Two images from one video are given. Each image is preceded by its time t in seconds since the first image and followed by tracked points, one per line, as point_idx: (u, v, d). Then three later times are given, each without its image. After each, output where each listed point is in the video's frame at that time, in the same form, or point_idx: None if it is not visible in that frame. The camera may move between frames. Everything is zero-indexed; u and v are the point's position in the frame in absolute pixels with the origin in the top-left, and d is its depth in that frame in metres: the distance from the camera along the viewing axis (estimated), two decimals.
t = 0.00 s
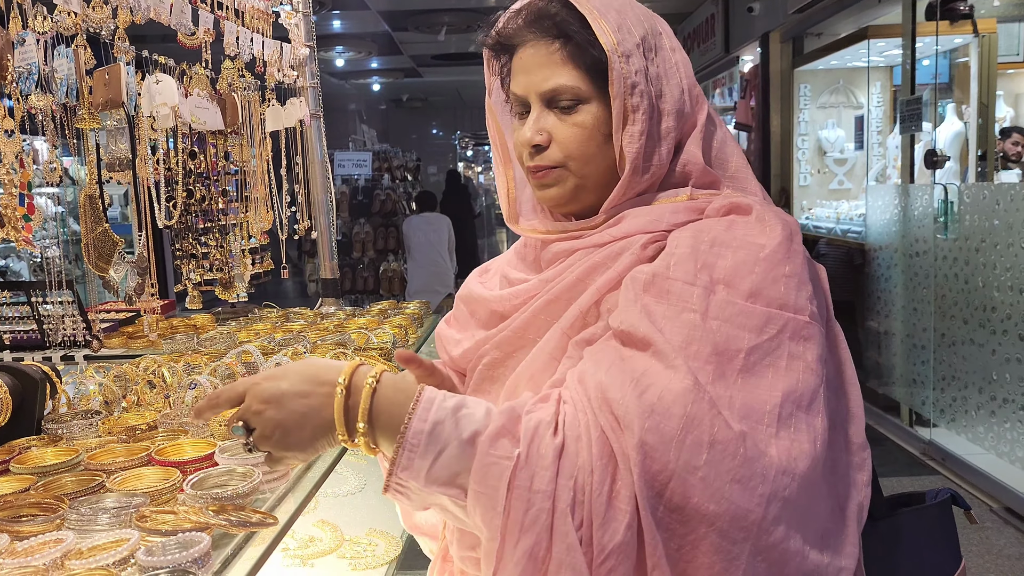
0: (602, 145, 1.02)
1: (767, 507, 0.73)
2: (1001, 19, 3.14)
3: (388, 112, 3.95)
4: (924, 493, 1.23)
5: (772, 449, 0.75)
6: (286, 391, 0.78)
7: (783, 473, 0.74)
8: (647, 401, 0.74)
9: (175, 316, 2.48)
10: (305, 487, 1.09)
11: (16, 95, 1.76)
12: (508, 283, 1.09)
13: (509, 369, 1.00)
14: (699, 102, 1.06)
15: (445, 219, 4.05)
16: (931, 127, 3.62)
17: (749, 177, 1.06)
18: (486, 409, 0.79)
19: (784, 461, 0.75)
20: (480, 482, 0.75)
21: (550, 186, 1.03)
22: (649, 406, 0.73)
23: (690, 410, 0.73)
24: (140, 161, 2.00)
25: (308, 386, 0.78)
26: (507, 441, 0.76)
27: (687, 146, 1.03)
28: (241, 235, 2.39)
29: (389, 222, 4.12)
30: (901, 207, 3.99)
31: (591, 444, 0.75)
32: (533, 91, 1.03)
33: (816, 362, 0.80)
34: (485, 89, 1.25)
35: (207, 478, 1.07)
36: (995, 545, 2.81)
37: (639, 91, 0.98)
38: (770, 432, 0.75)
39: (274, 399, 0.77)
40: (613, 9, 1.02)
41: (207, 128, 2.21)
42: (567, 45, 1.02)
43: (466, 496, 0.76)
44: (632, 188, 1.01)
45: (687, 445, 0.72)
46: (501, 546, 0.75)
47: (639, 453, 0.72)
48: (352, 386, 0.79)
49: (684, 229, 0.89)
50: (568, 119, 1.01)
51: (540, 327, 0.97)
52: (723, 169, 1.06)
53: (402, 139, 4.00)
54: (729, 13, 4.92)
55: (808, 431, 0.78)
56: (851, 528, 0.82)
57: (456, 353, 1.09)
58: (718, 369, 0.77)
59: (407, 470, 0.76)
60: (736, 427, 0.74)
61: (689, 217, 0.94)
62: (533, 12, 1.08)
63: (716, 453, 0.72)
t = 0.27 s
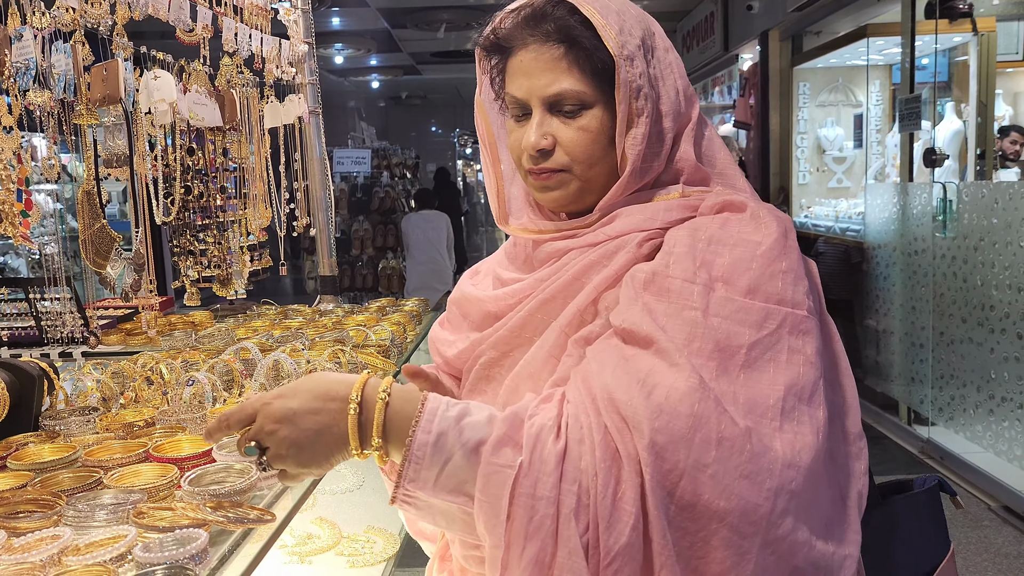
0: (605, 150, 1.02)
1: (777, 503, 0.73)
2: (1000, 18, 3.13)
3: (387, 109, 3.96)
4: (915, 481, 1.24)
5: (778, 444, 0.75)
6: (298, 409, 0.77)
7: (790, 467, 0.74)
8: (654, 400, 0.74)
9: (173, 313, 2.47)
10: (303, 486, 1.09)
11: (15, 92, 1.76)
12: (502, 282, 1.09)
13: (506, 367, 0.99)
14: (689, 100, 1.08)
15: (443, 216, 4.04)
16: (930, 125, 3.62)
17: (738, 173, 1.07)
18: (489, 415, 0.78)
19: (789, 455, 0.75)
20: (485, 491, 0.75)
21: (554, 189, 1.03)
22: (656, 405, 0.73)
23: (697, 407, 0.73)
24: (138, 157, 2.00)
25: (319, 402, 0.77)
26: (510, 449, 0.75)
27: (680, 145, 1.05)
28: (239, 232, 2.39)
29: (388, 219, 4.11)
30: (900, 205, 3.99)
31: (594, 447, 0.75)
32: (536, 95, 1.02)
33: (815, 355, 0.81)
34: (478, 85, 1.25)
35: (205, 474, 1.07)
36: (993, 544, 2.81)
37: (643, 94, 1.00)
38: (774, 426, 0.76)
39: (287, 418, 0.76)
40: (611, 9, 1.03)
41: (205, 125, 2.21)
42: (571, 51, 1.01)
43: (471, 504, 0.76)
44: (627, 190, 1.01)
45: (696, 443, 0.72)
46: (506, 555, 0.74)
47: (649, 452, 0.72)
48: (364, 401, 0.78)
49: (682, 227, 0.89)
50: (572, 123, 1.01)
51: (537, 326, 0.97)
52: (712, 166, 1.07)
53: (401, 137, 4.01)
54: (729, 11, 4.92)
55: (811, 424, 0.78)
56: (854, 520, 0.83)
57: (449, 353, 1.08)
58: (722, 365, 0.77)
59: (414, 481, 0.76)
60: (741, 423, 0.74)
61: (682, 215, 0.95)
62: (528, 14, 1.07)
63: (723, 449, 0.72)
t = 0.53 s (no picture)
0: (606, 151, 1.03)
1: (790, 505, 0.74)
2: (999, 18, 3.13)
3: (385, 109, 3.97)
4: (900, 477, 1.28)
5: (787, 446, 0.76)
6: (315, 411, 0.73)
7: (800, 469, 0.75)
8: (669, 405, 0.74)
9: (171, 312, 2.48)
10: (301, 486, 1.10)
11: (12, 92, 1.75)
12: (496, 283, 1.09)
13: (504, 369, 0.99)
14: (682, 101, 1.09)
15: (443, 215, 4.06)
16: (929, 125, 3.62)
17: (731, 172, 1.07)
18: (502, 419, 0.78)
19: (799, 456, 0.76)
20: (499, 499, 0.74)
21: (554, 189, 1.03)
22: (671, 409, 0.74)
23: (711, 411, 0.74)
24: (137, 156, 1.99)
25: (335, 404, 0.74)
26: (524, 455, 0.75)
27: (675, 146, 1.06)
28: (237, 232, 2.39)
29: (387, 219, 4.12)
30: (899, 205, 3.99)
31: (608, 452, 0.75)
32: (537, 95, 1.01)
33: (819, 357, 0.82)
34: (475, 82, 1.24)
35: (203, 473, 1.07)
36: (991, 544, 2.82)
37: (645, 96, 1.01)
38: (782, 428, 0.77)
39: (303, 420, 0.72)
40: (612, 10, 1.02)
41: (203, 124, 2.20)
42: (574, 52, 1.01)
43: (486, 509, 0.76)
44: (625, 190, 1.02)
45: (711, 446, 0.73)
46: (522, 561, 0.74)
47: (666, 456, 0.73)
48: (382, 402, 0.75)
49: (683, 230, 0.90)
50: (574, 124, 1.01)
51: (535, 328, 0.97)
52: (704, 167, 1.08)
53: (401, 136, 4.03)
54: (728, 11, 4.92)
55: (817, 423, 0.79)
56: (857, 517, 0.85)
57: (442, 355, 1.08)
58: (729, 366, 0.78)
59: (429, 486, 0.75)
60: (753, 425, 0.75)
61: (679, 216, 0.96)
62: (529, 12, 1.06)
63: (737, 452, 0.73)
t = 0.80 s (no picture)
0: (608, 150, 1.03)
1: (797, 504, 0.75)
2: (997, 18, 3.13)
3: (384, 109, 3.96)
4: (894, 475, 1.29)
5: (793, 445, 0.77)
6: (325, 410, 0.73)
7: (807, 468, 0.76)
8: (679, 405, 0.75)
9: (170, 311, 2.47)
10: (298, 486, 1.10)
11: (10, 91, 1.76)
12: (494, 282, 1.09)
13: (502, 368, 0.99)
14: (682, 103, 1.08)
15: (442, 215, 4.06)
16: (927, 125, 3.63)
17: (727, 175, 1.08)
18: (513, 419, 0.78)
19: (804, 455, 0.77)
20: (511, 498, 0.74)
21: (556, 188, 1.03)
22: (682, 409, 0.75)
23: (720, 411, 0.74)
24: (135, 156, 1.99)
25: (345, 403, 0.74)
26: (535, 456, 0.75)
27: (674, 147, 1.06)
28: (234, 231, 2.39)
29: (385, 217, 4.08)
30: (898, 205, 3.99)
31: (619, 452, 0.75)
32: (541, 93, 1.01)
33: (821, 356, 0.83)
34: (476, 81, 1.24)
35: (200, 474, 1.07)
36: (988, 543, 2.82)
37: (648, 97, 1.02)
38: (786, 428, 0.78)
39: (314, 420, 0.72)
40: (615, 11, 1.03)
41: (201, 123, 2.20)
42: (578, 51, 1.01)
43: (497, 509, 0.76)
44: (625, 190, 1.02)
45: (721, 446, 0.74)
46: (535, 561, 0.74)
47: (677, 456, 0.73)
48: (393, 400, 0.75)
49: (686, 230, 0.91)
50: (578, 123, 1.01)
51: (534, 327, 0.97)
52: (701, 168, 1.08)
53: (399, 135, 4.02)
54: (727, 10, 4.92)
55: (820, 422, 0.80)
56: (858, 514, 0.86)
57: (438, 355, 1.07)
58: (734, 366, 0.79)
59: (439, 486, 0.75)
60: (760, 425, 0.76)
61: (679, 216, 0.96)
62: (534, 10, 1.06)
63: (746, 452, 0.74)
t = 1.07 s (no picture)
0: (610, 142, 1.02)
1: (813, 491, 0.76)
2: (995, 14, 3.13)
3: (382, 104, 3.99)
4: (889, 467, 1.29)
5: (804, 434, 0.78)
6: (344, 393, 0.71)
7: (820, 456, 0.78)
8: (700, 393, 0.75)
9: (166, 307, 2.47)
10: (295, 480, 1.09)
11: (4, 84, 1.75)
12: (492, 278, 1.08)
13: (502, 362, 0.99)
14: (680, 98, 1.08)
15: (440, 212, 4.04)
16: (925, 121, 3.63)
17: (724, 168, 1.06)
18: (534, 406, 0.78)
19: (816, 445, 0.78)
20: (536, 486, 0.74)
21: (559, 182, 1.02)
22: (702, 397, 0.75)
23: (739, 400, 0.75)
24: (130, 150, 1.97)
25: (363, 387, 0.72)
26: (559, 443, 0.75)
27: (673, 142, 1.06)
28: (232, 226, 2.37)
29: (383, 214, 4.15)
30: (895, 202, 3.99)
31: (643, 440, 0.75)
32: (546, 83, 1.01)
33: (827, 347, 0.84)
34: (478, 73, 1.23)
35: (196, 469, 1.07)
36: (984, 539, 2.83)
37: (650, 90, 1.02)
38: (797, 420, 0.79)
39: (332, 404, 0.70)
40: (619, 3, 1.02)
41: (197, 118, 2.20)
42: (583, 42, 1.01)
43: (519, 495, 0.77)
44: (625, 183, 1.02)
45: (742, 435, 0.75)
46: (561, 550, 0.74)
47: (701, 443, 0.74)
48: (412, 385, 0.74)
49: (688, 223, 0.90)
50: (582, 113, 1.00)
51: (535, 320, 0.97)
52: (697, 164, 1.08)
53: (396, 131, 4.05)
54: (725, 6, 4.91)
55: (829, 412, 0.81)
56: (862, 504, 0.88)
57: (435, 350, 1.06)
58: (743, 357, 0.79)
59: (462, 472, 0.76)
60: (775, 414, 0.77)
61: (678, 209, 0.96)
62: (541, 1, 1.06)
63: (766, 440, 0.75)
